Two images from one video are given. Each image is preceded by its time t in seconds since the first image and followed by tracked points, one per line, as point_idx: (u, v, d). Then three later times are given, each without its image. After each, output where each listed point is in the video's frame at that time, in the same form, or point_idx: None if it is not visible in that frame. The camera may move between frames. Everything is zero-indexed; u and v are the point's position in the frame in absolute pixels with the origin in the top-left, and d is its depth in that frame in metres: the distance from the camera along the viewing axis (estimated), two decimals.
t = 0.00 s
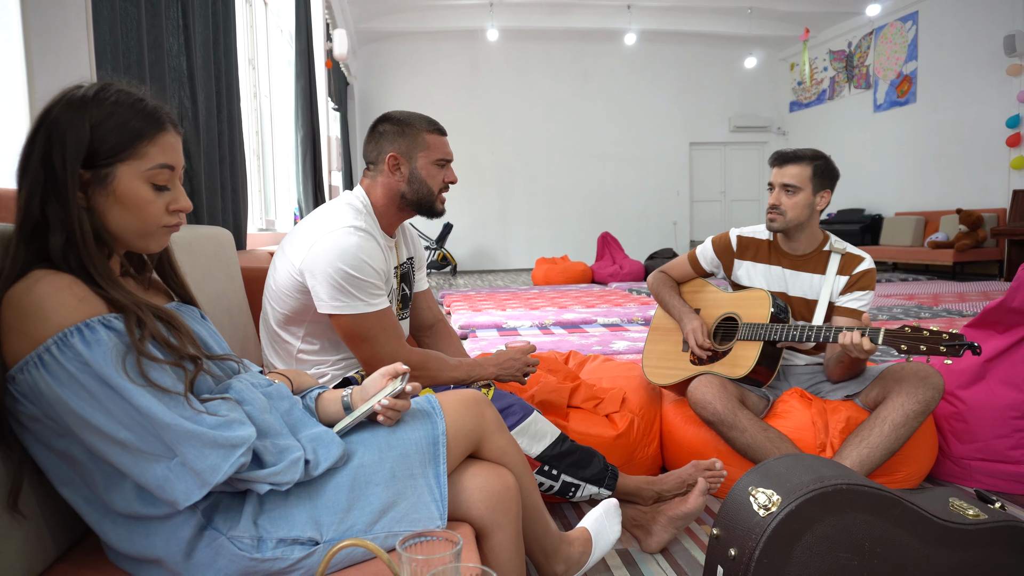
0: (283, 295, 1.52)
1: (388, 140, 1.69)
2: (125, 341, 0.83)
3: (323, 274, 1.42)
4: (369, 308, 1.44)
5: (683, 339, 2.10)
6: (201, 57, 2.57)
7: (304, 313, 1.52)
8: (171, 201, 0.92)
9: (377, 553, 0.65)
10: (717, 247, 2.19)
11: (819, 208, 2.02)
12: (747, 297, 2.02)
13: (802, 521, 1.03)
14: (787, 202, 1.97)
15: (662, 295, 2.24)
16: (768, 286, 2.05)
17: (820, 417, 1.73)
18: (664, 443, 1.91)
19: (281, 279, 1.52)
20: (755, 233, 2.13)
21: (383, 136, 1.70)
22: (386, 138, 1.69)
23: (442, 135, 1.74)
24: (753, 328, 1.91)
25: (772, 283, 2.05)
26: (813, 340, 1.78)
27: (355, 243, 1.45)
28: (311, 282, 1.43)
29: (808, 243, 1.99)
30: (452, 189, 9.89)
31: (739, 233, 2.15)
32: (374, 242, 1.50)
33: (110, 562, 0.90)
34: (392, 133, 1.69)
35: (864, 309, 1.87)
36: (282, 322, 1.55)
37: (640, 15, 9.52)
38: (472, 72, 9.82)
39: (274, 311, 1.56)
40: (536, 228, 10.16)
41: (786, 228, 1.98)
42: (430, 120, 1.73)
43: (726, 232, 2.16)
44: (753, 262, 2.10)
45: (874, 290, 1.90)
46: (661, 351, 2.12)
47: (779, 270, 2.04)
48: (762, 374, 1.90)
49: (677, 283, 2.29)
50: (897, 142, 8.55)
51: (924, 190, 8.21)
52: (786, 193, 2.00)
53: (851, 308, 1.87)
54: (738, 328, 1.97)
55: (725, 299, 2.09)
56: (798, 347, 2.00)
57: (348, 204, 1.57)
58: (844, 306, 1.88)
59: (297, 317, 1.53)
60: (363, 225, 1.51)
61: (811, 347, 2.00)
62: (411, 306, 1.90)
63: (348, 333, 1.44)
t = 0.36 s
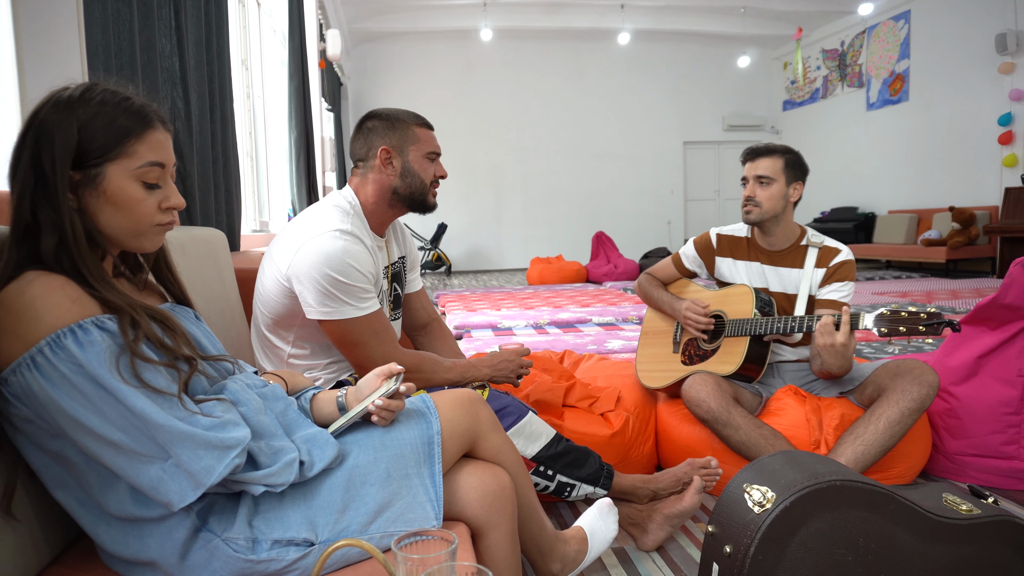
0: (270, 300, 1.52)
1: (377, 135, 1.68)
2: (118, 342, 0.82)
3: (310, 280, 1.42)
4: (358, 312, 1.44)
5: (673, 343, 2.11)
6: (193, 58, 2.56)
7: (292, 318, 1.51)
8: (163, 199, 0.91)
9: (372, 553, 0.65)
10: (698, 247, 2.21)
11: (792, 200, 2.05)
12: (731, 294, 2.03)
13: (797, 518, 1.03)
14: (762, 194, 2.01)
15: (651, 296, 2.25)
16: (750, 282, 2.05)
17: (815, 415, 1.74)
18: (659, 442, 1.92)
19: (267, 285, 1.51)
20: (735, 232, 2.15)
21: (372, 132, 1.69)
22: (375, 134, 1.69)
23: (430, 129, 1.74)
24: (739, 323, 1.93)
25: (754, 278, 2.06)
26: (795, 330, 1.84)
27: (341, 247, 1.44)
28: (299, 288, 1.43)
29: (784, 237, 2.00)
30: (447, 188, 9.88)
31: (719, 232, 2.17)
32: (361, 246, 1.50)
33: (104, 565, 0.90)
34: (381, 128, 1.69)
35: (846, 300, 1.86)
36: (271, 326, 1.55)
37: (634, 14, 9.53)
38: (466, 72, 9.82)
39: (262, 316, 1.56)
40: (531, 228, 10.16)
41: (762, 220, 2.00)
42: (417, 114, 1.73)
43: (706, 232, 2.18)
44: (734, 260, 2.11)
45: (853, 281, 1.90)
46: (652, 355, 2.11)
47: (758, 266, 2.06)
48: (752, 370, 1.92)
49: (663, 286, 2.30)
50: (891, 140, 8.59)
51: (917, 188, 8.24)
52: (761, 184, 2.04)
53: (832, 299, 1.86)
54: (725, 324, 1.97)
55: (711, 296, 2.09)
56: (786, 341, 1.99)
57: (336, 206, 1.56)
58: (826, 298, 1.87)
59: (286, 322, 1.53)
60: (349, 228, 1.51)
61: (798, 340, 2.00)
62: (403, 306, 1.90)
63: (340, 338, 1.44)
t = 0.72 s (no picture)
0: (274, 295, 1.51)
1: (378, 132, 1.68)
2: (118, 340, 0.82)
3: (316, 276, 1.42)
4: (364, 309, 1.44)
5: (672, 342, 2.10)
6: (193, 54, 2.55)
7: (295, 315, 1.51)
8: (164, 199, 0.91)
9: (372, 550, 0.65)
10: (693, 249, 2.22)
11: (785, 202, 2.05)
12: (728, 292, 2.03)
13: (795, 517, 1.04)
14: (770, 200, 1.96)
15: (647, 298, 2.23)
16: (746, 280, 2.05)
17: (813, 414, 1.74)
18: (658, 441, 1.91)
19: (271, 281, 1.51)
20: (728, 232, 2.15)
21: (372, 130, 1.68)
22: (375, 131, 1.68)
23: (428, 126, 1.74)
24: (740, 320, 1.92)
25: (750, 276, 2.07)
26: (798, 324, 1.84)
27: (349, 243, 1.44)
28: (305, 284, 1.43)
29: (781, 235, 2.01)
30: (446, 186, 9.88)
31: (713, 234, 2.18)
32: (367, 243, 1.50)
33: (103, 563, 0.89)
34: (381, 126, 1.68)
35: (843, 290, 1.87)
36: (273, 323, 1.55)
37: (633, 12, 9.52)
38: (466, 70, 9.81)
39: (264, 312, 1.55)
40: (530, 226, 10.16)
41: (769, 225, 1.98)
42: (416, 112, 1.73)
43: (700, 234, 2.19)
44: (729, 260, 2.12)
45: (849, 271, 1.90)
46: (650, 355, 2.11)
47: (755, 265, 2.06)
48: (752, 366, 1.92)
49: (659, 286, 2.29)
50: (889, 139, 8.60)
51: (915, 187, 8.25)
52: (765, 190, 1.99)
53: (830, 290, 1.86)
54: (725, 321, 1.97)
55: (709, 295, 2.09)
56: (787, 339, 2.00)
57: (340, 203, 1.56)
58: (825, 289, 1.87)
59: (288, 319, 1.52)
60: (356, 225, 1.50)
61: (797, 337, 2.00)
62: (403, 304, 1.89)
63: (342, 335, 1.44)
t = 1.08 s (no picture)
0: (283, 289, 1.50)
1: (383, 136, 1.67)
2: (122, 340, 0.82)
3: (329, 268, 1.42)
4: (374, 303, 1.44)
5: (676, 339, 2.11)
6: (195, 54, 2.56)
7: (305, 309, 1.51)
8: (174, 199, 0.92)
9: (373, 549, 0.65)
10: (701, 248, 2.20)
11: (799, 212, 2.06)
12: (736, 293, 2.03)
13: (797, 517, 1.03)
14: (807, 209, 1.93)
15: (653, 295, 2.23)
16: (754, 282, 2.04)
17: (815, 414, 1.74)
18: (660, 441, 1.92)
19: (281, 274, 1.50)
20: (736, 234, 2.13)
21: (378, 133, 1.68)
22: (381, 135, 1.68)
23: (434, 129, 1.73)
24: (745, 323, 1.92)
25: (758, 279, 2.06)
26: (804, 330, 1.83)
27: (363, 237, 1.44)
28: (316, 277, 1.43)
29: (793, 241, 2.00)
30: (448, 185, 9.89)
31: (721, 234, 2.16)
32: (380, 238, 1.50)
33: (105, 561, 0.90)
34: (387, 129, 1.67)
35: (850, 299, 1.89)
36: (281, 318, 1.54)
37: (635, 11, 9.51)
38: (468, 69, 9.80)
39: (272, 307, 1.54)
40: (532, 225, 10.15)
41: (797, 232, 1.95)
42: (422, 115, 1.72)
43: (708, 233, 2.17)
44: (738, 262, 2.11)
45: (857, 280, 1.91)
46: (653, 353, 2.11)
47: (763, 268, 2.05)
48: (756, 369, 1.90)
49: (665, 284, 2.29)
50: (892, 139, 8.58)
51: (918, 186, 8.24)
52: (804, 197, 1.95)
53: (837, 299, 1.89)
54: (730, 323, 1.97)
55: (716, 296, 2.09)
56: (791, 341, 1.99)
57: (349, 200, 1.56)
58: (831, 297, 1.90)
59: (297, 313, 1.52)
60: (368, 221, 1.51)
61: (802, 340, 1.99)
62: (405, 302, 1.89)
63: (349, 328, 1.44)
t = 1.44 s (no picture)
0: (287, 288, 1.50)
1: (383, 139, 1.68)
2: (126, 337, 0.82)
3: (335, 266, 1.42)
4: (377, 301, 1.45)
5: (682, 336, 2.11)
6: (199, 54, 2.56)
7: (309, 307, 1.51)
8: (185, 198, 0.95)
9: (376, 549, 0.65)
10: (715, 245, 2.18)
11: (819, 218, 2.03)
12: (746, 295, 2.03)
13: (801, 518, 1.03)
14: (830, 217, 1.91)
15: (662, 290, 2.24)
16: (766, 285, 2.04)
17: (819, 415, 1.73)
18: (662, 441, 1.91)
19: (286, 273, 1.50)
20: (752, 233, 2.11)
21: (378, 136, 1.69)
22: (380, 138, 1.69)
23: (435, 130, 1.73)
24: (753, 326, 1.92)
25: (771, 282, 2.05)
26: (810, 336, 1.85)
27: (368, 235, 1.45)
28: (321, 274, 1.42)
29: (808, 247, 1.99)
30: (451, 186, 9.89)
31: (737, 233, 2.14)
32: (384, 237, 1.51)
33: (109, 560, 0.90)
34: (387, 132, 1.68)
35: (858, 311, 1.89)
36: (286, 316, 1.53)
37: (638, 12, 9.50)
38: (471, 69, 9.81)
39: (276, 305, 1.54)
40: (535, 226, 10.15)
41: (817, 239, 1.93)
42: (426, 117, 1.72)
43: (724, 231, 2.15)
44: (751, 262, 2.10)
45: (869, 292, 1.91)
46: (657, 347, 2.12)
47: (777, 271, 2.04)
48: (760, 370, 1.89)
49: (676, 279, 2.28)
50: (896, 139, 8.56)
51: (922, 187, 8.22)
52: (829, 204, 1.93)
53: (844, 309, 1.89)
54: (738, 325, 1.97)
55: (726, 297, 2.09)
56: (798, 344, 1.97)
57: (353, 200, 1.57)
58: (838, 306, 1.90)
59: (301, 312, 1.52)
60: (373, 220, 1.52)
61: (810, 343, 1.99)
62: (409, 302, 1.89)
63: (353, 325, 1.44)
